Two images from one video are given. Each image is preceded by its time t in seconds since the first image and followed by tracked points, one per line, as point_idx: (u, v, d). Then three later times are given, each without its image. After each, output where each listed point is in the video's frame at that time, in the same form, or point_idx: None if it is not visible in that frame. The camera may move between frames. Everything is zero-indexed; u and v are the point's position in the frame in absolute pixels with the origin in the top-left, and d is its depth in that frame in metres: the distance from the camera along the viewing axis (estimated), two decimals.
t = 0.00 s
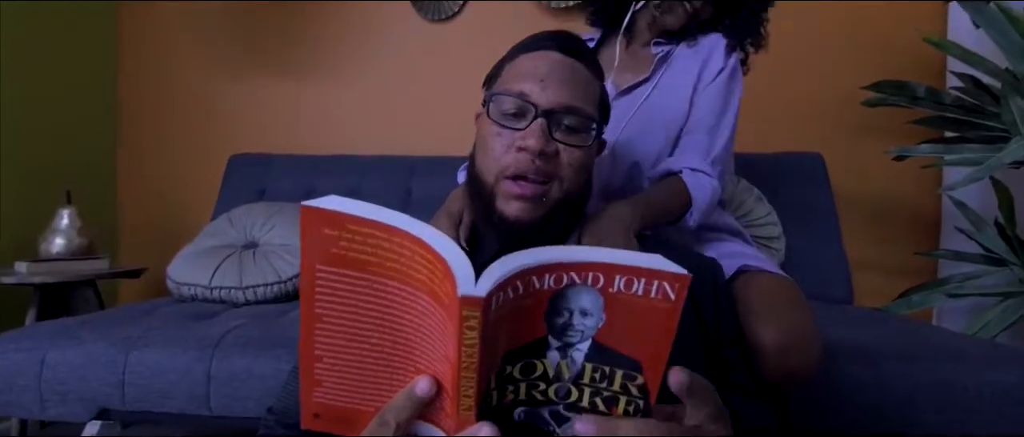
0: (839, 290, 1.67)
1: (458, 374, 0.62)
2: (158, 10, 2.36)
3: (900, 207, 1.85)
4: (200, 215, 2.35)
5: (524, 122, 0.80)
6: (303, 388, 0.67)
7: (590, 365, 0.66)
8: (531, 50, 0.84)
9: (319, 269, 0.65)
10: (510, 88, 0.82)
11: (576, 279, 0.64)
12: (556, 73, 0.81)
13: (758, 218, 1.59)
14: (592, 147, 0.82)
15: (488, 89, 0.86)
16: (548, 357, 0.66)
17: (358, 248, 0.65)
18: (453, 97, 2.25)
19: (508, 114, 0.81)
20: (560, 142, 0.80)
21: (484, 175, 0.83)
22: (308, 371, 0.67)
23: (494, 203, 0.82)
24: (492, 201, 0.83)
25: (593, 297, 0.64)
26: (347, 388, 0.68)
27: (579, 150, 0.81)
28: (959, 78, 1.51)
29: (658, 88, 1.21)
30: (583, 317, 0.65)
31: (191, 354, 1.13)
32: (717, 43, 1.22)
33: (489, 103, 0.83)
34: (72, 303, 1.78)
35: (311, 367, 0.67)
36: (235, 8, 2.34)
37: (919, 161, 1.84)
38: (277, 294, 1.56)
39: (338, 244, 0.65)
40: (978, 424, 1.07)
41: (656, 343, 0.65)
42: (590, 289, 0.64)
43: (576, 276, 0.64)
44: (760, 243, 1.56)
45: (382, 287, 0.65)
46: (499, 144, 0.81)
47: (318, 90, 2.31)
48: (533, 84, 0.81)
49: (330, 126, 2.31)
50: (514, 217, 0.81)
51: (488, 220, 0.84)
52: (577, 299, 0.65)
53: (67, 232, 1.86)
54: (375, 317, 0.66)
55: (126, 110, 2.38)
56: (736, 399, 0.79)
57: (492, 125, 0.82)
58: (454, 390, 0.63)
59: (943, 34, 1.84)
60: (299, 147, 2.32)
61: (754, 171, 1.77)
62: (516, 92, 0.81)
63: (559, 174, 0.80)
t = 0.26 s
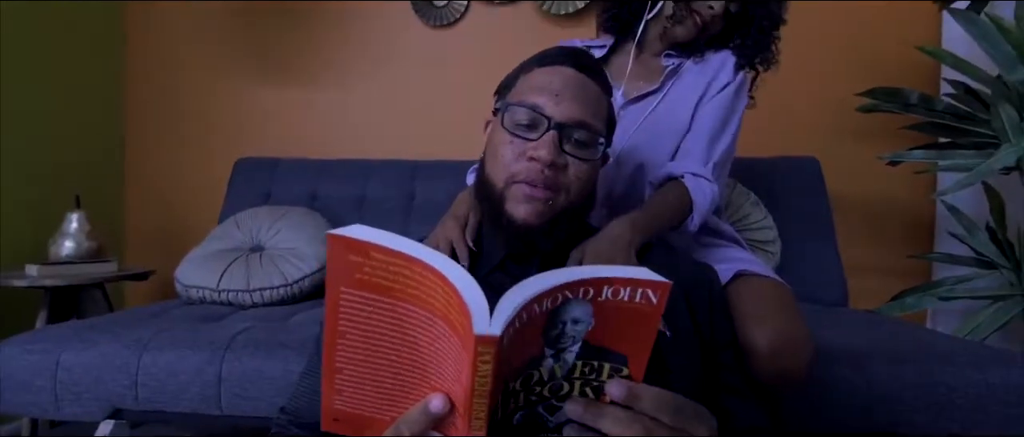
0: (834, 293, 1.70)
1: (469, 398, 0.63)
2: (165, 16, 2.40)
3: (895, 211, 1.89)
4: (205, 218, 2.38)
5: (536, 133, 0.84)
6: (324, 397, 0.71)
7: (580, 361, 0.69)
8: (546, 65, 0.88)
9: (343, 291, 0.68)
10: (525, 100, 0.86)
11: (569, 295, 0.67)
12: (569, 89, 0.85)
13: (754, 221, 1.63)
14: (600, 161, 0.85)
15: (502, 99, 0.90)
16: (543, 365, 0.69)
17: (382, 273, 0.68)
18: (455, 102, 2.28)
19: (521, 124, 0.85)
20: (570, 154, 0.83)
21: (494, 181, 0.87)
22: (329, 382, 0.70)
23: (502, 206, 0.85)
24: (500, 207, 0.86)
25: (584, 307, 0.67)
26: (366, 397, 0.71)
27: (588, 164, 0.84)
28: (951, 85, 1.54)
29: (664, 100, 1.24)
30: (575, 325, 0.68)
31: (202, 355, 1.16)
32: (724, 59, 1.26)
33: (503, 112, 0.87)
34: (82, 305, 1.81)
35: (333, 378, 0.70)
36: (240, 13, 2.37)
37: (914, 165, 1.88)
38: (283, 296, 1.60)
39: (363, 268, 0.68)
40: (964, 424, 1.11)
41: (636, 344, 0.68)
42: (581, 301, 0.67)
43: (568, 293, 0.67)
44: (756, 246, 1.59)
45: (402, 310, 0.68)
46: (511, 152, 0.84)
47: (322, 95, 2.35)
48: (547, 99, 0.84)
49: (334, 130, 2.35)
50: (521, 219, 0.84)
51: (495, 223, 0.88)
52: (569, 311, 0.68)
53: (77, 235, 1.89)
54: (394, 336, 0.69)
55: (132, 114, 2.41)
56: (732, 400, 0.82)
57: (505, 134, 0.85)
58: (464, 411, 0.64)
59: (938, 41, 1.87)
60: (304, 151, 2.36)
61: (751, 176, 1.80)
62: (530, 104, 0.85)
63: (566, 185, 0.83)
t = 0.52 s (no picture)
0: (825, 292, 1.75)
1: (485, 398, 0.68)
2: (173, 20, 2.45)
3: (885, 213, 1.94)
4: (212, 219, 2.44)
5: (544, 140, 0.89)
6: (352, 384, 0.76)
7: (565, 344, 0.73)
8: (554, 77, 0.93)
9: (375, 293, 0.73)
10: (534, 109, 0.91)
11: (562, 293, 0.71)
12: (576, 101, 0.90)
13: (748, 223, 1.68)
14: (602, 170, 0.90)
15: (512, 106, 0.94)
16: (535, 354, 0.72)
17: (410, 279, 0.72)
18: (457, 106, 2.34)
19: (530, 132, 0.90)
20: (574, 162, 0.88)
21: (501, 183, 0.91)
22: (356, 372, 0.76)
23: (508, 204, 0.90)
24: (507, 208, 0.91)
25: (574, 299, 0.72)
26: (391, 390, 0.76)
27: (591, 172, 0.89)
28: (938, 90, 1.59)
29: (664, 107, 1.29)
30: (565, 315, 0.72)
31: (217, 352, 1.22)
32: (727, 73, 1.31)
33: (513, 120, 0.92)
34: (95, 304, 1.87)
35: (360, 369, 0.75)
36: (245, 18, 2.43)
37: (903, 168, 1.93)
38: (292, 295, 1.66)
39: (394, 274, 0.73)
40: (945, 417, 1.16)
41: (616, 325, 0.74)
42: (572, 295, 0.71)
43: (562, 291, 0.71)
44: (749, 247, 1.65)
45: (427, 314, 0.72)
46: (519, 157, 0.89)
47: (327, 99, 2.40)
48: (555, 109, 0.89)
49: (339, 133, 2.40)
50: (525, 218, 0.89)
51: (501, 221, 0.93)
52: (561, 304, 0.72)
53: (89, 236, 1.94)
54: (419, 336, 0.74)
55: (141, 117, 2.47)
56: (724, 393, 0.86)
57: (514, 140, 0.90)
58: (479, 408, 0.68)
59: (927, 47, 1.93)
60: (308, 154, 2.41)
61: (745, 178, 1.85)
62: (539, 113, 0.90)
63: (569, 190, 0.88)
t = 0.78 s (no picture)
0: (818, 291, 1.81)
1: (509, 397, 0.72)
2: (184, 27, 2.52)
3: (877, 214, 1.99)
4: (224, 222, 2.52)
5: (546, 147, 0.94)
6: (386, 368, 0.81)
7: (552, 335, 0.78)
8: (556, 87, 0.98)
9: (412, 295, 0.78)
10: (537, 117, 0.95)
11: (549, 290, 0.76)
12: (577, 110, 0.95)
13: (742, 224, 1.74)
14: (602, 174, 0.96)
15: (516, 114, 0.99)
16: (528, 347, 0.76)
17: (445, 286, 0.76)
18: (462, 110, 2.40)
19: (533, 139, 0.94)
20: (576, 168, 0.93)
21: (508, 188, 0.98)
22: (391, 358, 0.81)
23: (515, 206, 0.97)
24: (516, 211, 0.98)
25: (558, 293, 0.77)
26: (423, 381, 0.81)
27: (591, 176, 0.94)
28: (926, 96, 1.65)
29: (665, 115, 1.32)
30: (551, 308, 0.77)
31: (234, 347, 1.28)
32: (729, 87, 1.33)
33: (518, 127, 0.97)
34: (110, 303, 1.93)
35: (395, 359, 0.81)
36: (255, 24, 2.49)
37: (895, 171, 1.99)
38: (302, 294, 1.72)
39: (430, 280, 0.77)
40: (929, 409, 1.22)
41: (596, 312, 0.81)
42: (556, 290, 0.77)
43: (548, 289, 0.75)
44: (744, 247, 1.70)
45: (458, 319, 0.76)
46: (524, 162, 0.95)
47: (335, 104, 2.47)
48: (557, 117, 0.94)
49: (346, 137, 2.47)
50: (531, 220, 0.96)
51: (509, 222, 1.00)
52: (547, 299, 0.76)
53: (105, 237, 2.02)
54: (450, 338, 0.78)
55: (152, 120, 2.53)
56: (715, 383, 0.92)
57: (519, 146, 0.96)
58: (502, 406, 0.73)
59: (918, 53, 1.98)
60: (318, 158, 2.50)
61: (741, 180, 1.91)
62: (542, 121, 0.94)
63: (570, 193, 0.94)
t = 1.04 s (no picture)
0: (810, 287, 1.87)
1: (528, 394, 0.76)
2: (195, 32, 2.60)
3: (869, 213, 2.05)
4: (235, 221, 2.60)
5: (547, 148, 0.99)
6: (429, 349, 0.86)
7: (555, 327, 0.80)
8: (557, 94, 1.04)
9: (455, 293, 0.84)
10: (538, 122, 1.00)
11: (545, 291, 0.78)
12: (576, 114, 1.00)
13: (737, 222, 1.80)
14: (599, 175, 1.01)
15: (519, 119, 1.05)
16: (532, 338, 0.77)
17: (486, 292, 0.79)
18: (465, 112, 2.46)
19: (535, 141, 1.00)
20: (575, 168, 0.99)
21: (513, 188, 1.04)
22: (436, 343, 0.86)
23: (519, 205, 1.03)
24: (521, 210, 1.04)
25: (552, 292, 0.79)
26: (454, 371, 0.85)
27: (589, 176, 1.00)
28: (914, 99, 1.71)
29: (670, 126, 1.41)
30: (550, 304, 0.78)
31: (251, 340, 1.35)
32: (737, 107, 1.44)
33: (521, 130, 1.02)
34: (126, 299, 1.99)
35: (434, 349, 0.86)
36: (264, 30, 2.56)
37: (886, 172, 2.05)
38: (312, 290, 1.78)
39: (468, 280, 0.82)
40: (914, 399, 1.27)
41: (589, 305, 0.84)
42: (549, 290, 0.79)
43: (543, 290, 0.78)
44: (739, 245, 1.76)
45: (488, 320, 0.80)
46: (526, 162, 1.01)
47: (341, 106, 2.54)
48: (557, 121, 0.99)
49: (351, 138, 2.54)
50: (535, 218, 1.02)
51: (512, 221, 1.06)
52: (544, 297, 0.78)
53: (119, 235, 2.06)
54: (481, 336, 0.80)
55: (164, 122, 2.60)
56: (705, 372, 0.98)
57: (522, 148, 1.01)
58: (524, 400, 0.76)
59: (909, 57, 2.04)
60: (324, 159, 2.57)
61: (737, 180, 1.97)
62: (543, 124, 1.00)
63: (571, 192, 1.00)
